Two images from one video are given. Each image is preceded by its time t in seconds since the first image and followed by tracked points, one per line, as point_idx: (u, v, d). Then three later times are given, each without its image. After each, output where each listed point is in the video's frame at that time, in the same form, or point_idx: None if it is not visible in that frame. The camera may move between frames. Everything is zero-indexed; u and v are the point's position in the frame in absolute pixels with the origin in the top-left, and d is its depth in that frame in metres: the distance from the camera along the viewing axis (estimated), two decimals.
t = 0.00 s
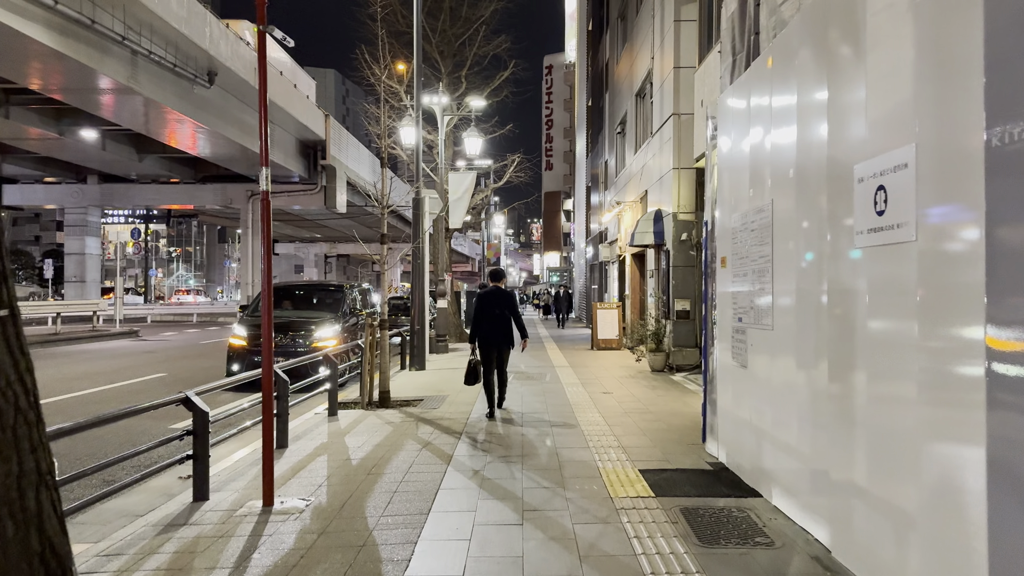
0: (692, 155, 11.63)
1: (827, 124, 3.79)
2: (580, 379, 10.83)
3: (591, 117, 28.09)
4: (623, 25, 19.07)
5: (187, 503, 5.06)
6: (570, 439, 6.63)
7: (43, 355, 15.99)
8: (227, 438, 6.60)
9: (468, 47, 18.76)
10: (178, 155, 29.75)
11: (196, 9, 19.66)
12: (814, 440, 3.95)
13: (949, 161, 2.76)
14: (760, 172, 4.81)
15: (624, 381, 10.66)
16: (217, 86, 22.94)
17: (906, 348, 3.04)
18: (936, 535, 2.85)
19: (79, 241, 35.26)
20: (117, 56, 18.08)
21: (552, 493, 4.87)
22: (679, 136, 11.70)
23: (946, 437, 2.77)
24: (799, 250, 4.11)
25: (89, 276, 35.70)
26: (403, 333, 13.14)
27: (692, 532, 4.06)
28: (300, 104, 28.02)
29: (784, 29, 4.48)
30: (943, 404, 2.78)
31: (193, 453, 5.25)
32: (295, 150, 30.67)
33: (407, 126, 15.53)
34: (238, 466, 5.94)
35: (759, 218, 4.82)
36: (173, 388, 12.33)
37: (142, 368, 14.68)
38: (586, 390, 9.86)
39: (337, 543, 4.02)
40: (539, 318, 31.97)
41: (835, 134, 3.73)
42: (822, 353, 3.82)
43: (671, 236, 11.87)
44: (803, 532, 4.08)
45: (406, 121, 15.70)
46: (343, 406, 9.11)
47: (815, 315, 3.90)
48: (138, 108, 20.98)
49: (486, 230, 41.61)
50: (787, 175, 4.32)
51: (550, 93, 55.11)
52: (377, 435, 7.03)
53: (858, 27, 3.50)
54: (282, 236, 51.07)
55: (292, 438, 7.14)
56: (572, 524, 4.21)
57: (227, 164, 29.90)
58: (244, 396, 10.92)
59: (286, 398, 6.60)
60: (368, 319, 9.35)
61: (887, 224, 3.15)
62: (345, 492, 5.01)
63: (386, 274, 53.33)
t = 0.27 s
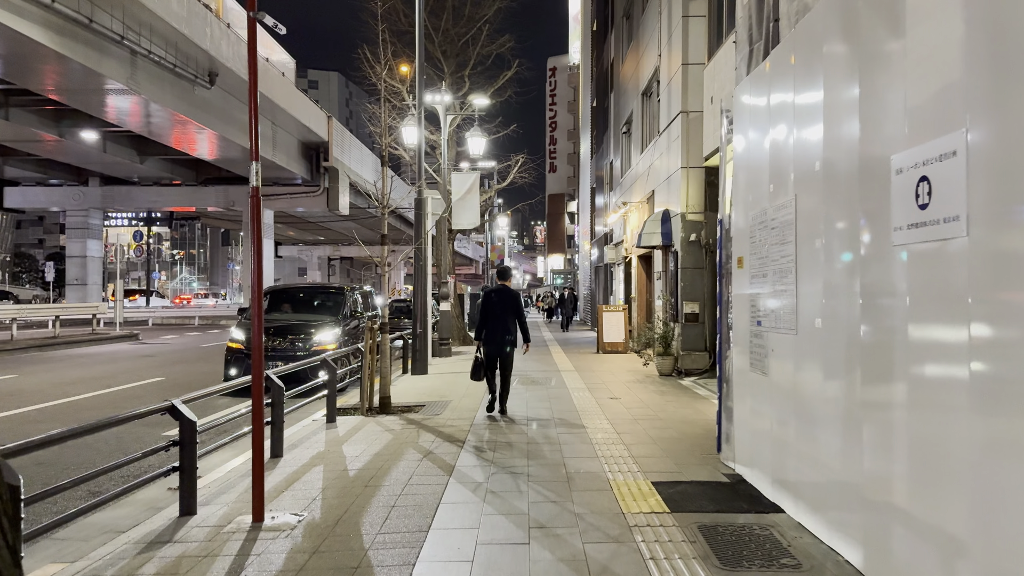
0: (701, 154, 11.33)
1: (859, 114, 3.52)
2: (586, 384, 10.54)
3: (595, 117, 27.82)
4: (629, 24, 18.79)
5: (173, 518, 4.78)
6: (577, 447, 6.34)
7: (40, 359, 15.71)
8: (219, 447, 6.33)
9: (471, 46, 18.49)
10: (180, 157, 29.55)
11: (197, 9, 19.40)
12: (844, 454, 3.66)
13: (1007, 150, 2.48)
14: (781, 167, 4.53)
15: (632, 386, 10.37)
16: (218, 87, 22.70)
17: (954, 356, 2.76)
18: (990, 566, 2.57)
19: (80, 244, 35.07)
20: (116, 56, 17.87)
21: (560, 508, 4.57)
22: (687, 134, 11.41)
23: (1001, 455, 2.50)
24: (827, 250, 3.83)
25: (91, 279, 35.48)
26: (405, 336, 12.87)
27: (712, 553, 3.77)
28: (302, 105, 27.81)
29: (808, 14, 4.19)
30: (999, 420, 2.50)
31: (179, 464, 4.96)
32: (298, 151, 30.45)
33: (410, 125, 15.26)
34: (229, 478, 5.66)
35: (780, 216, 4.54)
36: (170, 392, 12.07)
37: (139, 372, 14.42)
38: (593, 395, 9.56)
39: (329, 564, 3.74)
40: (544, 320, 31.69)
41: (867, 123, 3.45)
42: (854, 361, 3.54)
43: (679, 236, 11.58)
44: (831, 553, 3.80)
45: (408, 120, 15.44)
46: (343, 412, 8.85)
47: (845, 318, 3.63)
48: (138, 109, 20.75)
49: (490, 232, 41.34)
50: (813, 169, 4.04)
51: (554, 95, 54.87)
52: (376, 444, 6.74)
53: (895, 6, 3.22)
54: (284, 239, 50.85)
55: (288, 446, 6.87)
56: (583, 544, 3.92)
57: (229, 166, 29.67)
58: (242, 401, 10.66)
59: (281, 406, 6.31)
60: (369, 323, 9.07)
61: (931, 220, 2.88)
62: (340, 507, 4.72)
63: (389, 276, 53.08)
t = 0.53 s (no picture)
0: (709, 154, 11.03)
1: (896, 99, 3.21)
2: (592, 390, 10.22)
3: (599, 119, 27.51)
4: (634, 23, 18.49)
5: (153, 540, 4.48)
6: (584, 459, 6.03)
7: (34, 368, 15.40)
8: (208, 459, 6.02)
9: (473, 47, 18.22)
10: (180, 161, 29.32)
11: (196, 9, 19.14)
12: (876, 473, 3.35)
13: None
14: (805, 161, 4.22)
15: (640, 393, 10.05)
16: (217, 89, 22.46)
17: (1015, 368, 2.44)
18: None
19: (81, 249, 34.83)
20: (113, 58, 17.62)
21: (567, 529, 4.25)
22: (694, 133, 11.11)
23: None
24: (859, 249, 3.52)
25: (92, 284, 35.24)
26: (406, 341, 12.57)
27: None
28: (303, 107, 27.58)
29: None
30: None
31: (159, 482, 4.65)
32: (299, 154, 30.22)
33: (410, 127, 14.99)
34: (217, 495, 5.35)
35: (803, 213, 4.22)
36: (165, 400, 11.77)
37: (135, 379, 14.12)
38: (599, 403, 9.25)
39: None
40: (547, 325, 31.32)
41: (904, 112, 3.15)
42: (891, 372, 3.22)
43: (687, 238, 11.27)
44: None
45: (409, 122, 15.16)
46: (340, 420, 8.55)
47: (879, 325, 3.33)
48: (137, 112, 20.50)
49: (493, 236, 41.03)
50: (842, 162, 3.73)
51: (557, 98, 54.59)
52: (373, 456, 6.43)
53: None
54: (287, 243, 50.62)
55: (282, 458, 6.57)
56: (593, 571, 3.60)
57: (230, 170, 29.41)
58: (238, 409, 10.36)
59: (271, 416, 6.01)
60: (368, 328, 8.76)
61: (983, 218, 2.58)
62: (332, 527, 4.41)
63: (392, 280, 52.79)
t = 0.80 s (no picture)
0: (717, 150, 10.74)
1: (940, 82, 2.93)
2: (598, 394, 9.93)
3: (603, 118, 27.21)
4: (638, 20, 18.20)
5: (135, 558, 4.21)
6: (592, 467, 5.75)
7: (28, 371, 15.13)
8: (198, 468, 5.75)
9: (475, 44, 17.95)
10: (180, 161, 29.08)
11: (194, 7, 18.87)
12: (917, 491, 3.08)
13: None
14: (831, 153, 3.95)
15: (647, 396, 9.76)
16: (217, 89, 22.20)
17: None
18: None
19: (81, 250, 34.62)
20: (110, 56, 17.38)
21: (577, 545, 3.97)
22: (702, 129, 10.83)
23: None
24: (896, 246, 3.24)
25: (92, 286, 35.02)
26: (407, 344, 12.30)
27: None
28: (304, 107, 27.32)
29: None
30: None
31: (141, 496, 4.36)
32: (300, 154, 29.97)
33: (411, 125, 14.73)
34: (205, 508, 5.08)
35: (829, 208, 3.95)
36: (161, 404, 11.50)
37: (132, 382, 13.86)
38: (606, 406, 8.97)
39: None
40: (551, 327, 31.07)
41: (950, 95, 2.87)
42: (935, 381, 2.95)
43: (694, 237, 10.99)
44: None
45: (409, 120, 14.90)
46: (338, 425, 8.27)
47: (921, 329, 3.06)
48: (135, 112, 20.25)
49: (495, 237, 40.75)
50: (875, 153, 3.46)
51: (559, 98, 54.24)
52: (371, 464, 6.16)
53: None
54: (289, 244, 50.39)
55: (276, 466, 6.29)
56: None
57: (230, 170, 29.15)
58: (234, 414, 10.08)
59: (263, 424, 5.74)
60: (367, 330, 8.48)
61: None
62: (325, 544, 4.14)
63: (394, 281, 52.51)
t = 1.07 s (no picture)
0: (725, 146, 10.44)
1: (995, 59, 2.64)
2: (604, 397, 9.62)
3: (605, 116, 26.87)
4: (641, 15, 17.87)
5: None
6: (601, 477, 5.43)
7: (21, 374, 14.83)
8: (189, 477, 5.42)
9: (475, 40, 17.65)
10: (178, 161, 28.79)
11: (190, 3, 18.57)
12: (969, 511, 2.79)
13: None
14: (862, 142, 3.66)
15: (654, 399, 9.46)
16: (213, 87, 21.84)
17: None
18: None
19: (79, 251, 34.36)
20: (103, 53, 17.08)
21: (587, 566, 3.68)
22: (710, 124, 10.51)
23: None
24: (943, 241, 2.96)
25: (90, 287, 34.75)
26: (406, 345, 12.01)
27: None
28: (303, 106, 27.00)
29: None
30: None
31: (119, 517, 4.04)
32: (299, 154, 29.67)
33: (410, 122, 14.44)
34: (190, 525, 4.78)
35: (860, 201, 3.66)
36: (155, 408, 11.20)
37: (126, 385, 13.57)
38: (612, 410, 8.67)
39: None
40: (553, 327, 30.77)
41: (1007, 72, 2.59)
42: (990, 391, 2.66)
43: (701, 235, 10.69)
44: None
45: (408, 117, 14.61)
46: (333, 432, 7.97)
47: (973, 332, 2.77)
48: (129, 110, 19.92)
49: (496, 237, 40.43)
50: (914, 139, 3.17)
51: (560, 97, 53.92)
52: (368, 473, 5.87)
53: None
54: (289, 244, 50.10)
55: (268, 476, 5.98)
56: None
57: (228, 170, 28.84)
58: (229, 418, 9.78)
59: (253, 435, 5.46)
60: (364, 333, 8.15)
61: None
62: (316, 564, 3.85)
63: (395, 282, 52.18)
